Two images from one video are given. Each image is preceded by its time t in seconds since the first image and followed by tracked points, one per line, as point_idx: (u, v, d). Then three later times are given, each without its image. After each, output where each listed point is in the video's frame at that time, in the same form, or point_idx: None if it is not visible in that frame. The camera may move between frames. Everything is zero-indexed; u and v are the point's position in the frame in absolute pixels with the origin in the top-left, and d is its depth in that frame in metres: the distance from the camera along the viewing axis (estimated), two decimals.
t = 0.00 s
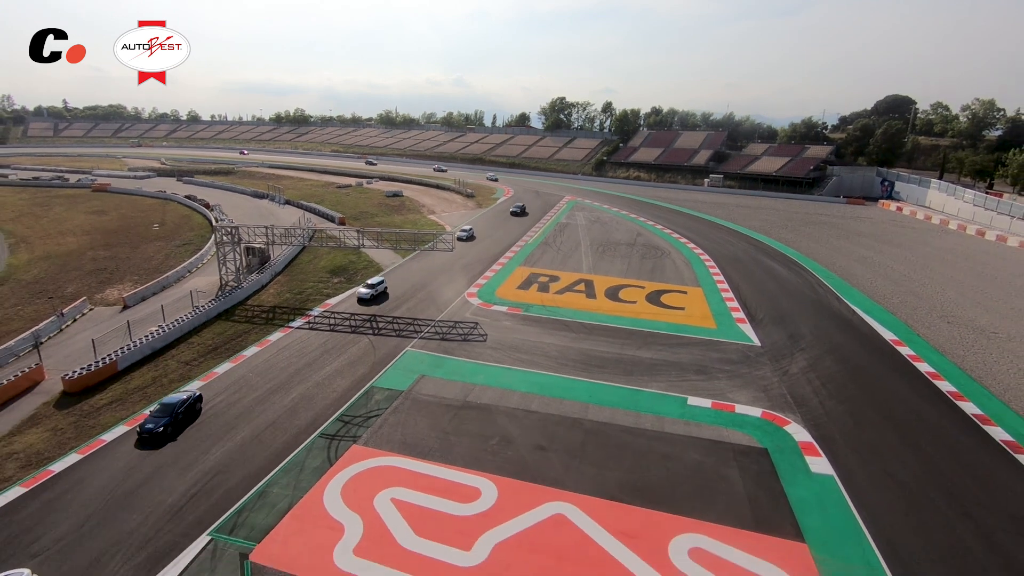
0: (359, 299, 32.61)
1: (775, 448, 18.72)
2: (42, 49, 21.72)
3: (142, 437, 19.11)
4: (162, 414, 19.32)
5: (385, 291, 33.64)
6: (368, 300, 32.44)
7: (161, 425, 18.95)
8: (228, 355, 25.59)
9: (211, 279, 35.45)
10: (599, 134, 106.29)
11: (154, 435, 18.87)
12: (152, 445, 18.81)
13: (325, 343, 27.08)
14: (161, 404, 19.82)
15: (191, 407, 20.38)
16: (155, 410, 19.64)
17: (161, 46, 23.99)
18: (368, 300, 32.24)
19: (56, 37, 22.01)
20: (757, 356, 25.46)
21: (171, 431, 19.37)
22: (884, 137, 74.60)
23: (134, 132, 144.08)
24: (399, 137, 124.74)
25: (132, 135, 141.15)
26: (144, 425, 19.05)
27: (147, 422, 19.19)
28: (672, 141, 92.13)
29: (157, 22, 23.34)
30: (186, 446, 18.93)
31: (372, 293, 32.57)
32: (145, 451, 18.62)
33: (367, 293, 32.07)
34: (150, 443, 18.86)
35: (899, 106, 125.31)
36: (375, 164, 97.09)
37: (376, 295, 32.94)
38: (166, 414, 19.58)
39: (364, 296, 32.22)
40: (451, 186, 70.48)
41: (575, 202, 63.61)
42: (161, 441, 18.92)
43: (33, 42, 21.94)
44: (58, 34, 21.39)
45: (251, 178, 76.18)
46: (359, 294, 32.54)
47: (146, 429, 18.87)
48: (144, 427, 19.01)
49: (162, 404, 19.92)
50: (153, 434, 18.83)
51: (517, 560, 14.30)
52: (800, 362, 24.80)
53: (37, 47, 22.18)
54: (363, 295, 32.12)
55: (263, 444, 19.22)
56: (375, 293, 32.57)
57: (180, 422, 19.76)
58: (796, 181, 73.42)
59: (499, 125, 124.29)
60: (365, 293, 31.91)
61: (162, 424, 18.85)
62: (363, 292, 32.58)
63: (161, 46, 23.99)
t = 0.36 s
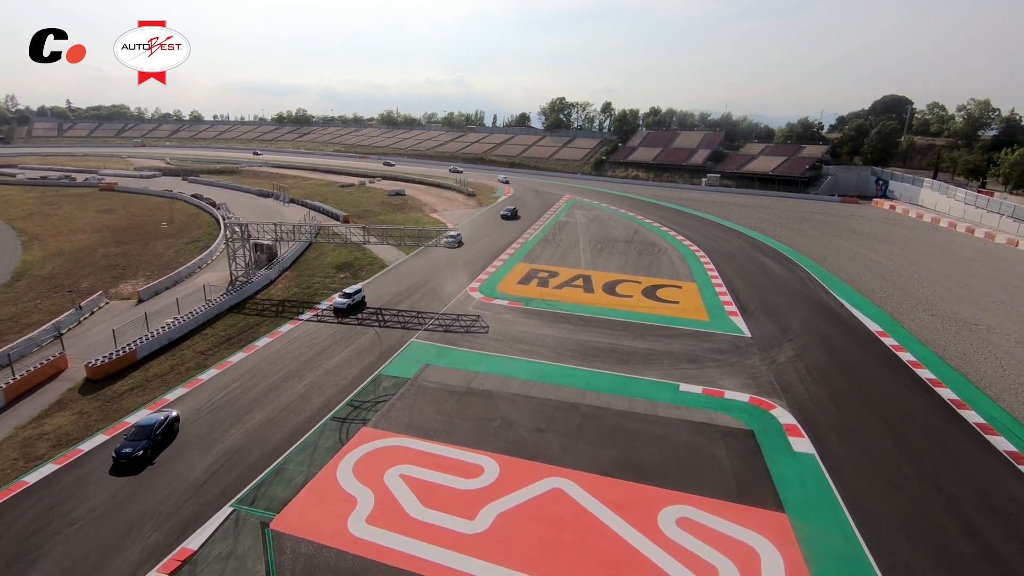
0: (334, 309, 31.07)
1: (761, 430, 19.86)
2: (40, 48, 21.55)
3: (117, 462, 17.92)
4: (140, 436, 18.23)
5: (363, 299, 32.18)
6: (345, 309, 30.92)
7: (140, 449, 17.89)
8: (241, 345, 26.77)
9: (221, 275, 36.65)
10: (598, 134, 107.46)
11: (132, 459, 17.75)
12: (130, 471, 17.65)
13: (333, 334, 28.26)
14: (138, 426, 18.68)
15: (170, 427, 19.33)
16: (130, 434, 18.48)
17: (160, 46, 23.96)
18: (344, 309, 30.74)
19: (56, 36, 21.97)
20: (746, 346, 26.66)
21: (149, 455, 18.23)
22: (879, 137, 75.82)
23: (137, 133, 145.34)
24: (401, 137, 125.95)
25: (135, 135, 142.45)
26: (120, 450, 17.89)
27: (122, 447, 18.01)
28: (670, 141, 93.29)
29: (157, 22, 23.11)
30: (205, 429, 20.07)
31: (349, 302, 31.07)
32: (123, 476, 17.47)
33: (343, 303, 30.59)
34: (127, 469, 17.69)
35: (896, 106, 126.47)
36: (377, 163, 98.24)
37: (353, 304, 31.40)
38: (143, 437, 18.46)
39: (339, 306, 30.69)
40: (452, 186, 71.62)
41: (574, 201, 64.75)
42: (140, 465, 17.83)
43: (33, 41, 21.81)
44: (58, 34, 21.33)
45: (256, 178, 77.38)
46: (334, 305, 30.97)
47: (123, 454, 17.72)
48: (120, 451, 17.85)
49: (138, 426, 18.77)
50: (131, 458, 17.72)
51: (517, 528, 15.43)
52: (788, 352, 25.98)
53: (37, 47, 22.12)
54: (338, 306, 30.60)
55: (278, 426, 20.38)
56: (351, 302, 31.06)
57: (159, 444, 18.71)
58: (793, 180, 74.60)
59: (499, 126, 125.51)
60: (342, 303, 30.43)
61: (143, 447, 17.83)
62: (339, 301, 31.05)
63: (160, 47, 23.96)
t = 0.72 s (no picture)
0: (310, 320, 29.85)
1: (749, 413, 21.00)
2: (41, 47, 22.31)
3: (105, 489, 16.90)
4: (128, 460, 17.25)
5: (340, 310, 31.03)
6: (321, 321, 29.76)
7: (131, 472, 16.96)
8: (253, 337, 27.91)
9: (230, 271, 37.81)
10: (597, 134, 108.56)
11: (123, 485, 16.80)
12: (121, 497, 16.66)
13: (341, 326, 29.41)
14: (122, 450, 17.65)
15: (156, 448, 18.43)
16: (115, 459, 17.43)
17: (160, 46, 24.48)
18: (321, 320, 29.56)
19: (56, 36, 22.64)
20: (737, 336, 27.81)
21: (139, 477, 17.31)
22: (874, 136, 77.02)
23: (141, 133, 146.61)
24: (402, 137, 127.12)
25: (138, 136, 143.68)
26: (107, 476, 16.86)
27: (109, 473, 16.97)
28: (668, 140, 94.44)
29: (157, 23, 23.69)
30: (223, 413, 21.20)
31: (325, 313, 29.91)
32: (114, 502, 16.52)
33: (319, 314, 29.38)
34: (117, 496, 16.69)
35: (892, 106, 127.76)
36: (379, 163, 99.46)
37: (330, 316, 30.27)
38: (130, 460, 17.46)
39: (315, 317, 29.51)
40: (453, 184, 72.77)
41: (574, 199, 65.90)
42: (131, 490, 16.88)
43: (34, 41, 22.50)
44: (58, 34, 22.15)
45: (260, 177, 78.51)
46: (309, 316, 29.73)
47: (112, 480, 16.72)
48: (107, 478, 16.82)
49: (122, 449, 17.75)
50: (122, 484, 16.76)
51: (519, 501, 16.57)
52: (777, 341, 27.16)
53: (38, 47, 22.83)
54: (314, 316, 29.40)
55: (291, 411, 21.51)
56: (328, 313, 29.94)
57: (148, 466, 17.80)
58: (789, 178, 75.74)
59: (499, 125, 126.68)
60: (317, 313, 29.23)
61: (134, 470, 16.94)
62: (314, 312, 29.84)
63: (160, 47, 24.48)
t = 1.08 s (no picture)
0: (285, 333, 28.38)
1: (738, 399, 22.20)
2: (41, 47, 22.27)
3: (107, 515, 15.97)
4: (130, 482, 16.43)
5: (317, 321, 29.64)
6: (298, 334, 28.32)
7: (137, 494, 16.24)
8: (264, 328, 29.09)
9: (240, 267, 39.01)
10: (597, 134, 109.75)
11: (130, 507, 16.05)
12: (129, 520, 15.91)
13: (348, 320, 30.56)
14: (120, 471, 16.73)
15: (154, 467, 17.64)
16: (114, 482, 16.49)
17: (160, 46, 24.61)
18: (298, 333, 28.13)
19: (56, 36, 22.66)
20: (729, 328, 29.00)
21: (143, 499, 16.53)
22: (869, 136, 78.20)
23: (144, 133, 147.84)
24: (403, 137, 128.30)
25: (142, 136, 144.91)
26: (110, 500, 15.99)
27: (110, 497, 16.07)
28: (667, 140, 95.62)
29: (157, 23, 23.68)
30: (239, 399, 22.36)
31: (302, 325, 28.51)
32: (123, 526, 15.77)
33: (296, 327, 27.93)
34: (122, 521, 15.87)
35: (889, 106, 128.94)
36: (381, 162, 100.57)
37: (307, 327, 28.87)
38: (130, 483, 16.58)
39: (292, 330, 28.06)
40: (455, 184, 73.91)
41: (573, 198, 67.02)
42: (138, 512, 16.17)
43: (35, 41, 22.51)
44: (59, 33, 22.09)
45: (264, 177, 79.71)
46: (285, 329, 28.28)
47: (118, 503, 15.91)
48: (111, 502, 15.95)
49: (120, 471, 16.85)
50: (129, 506, 15.99)
51: (520, 477, 17.71)
52: (767, 333, 28.32)
53: (38, 47, 22.74)
54: (290, 330, 27.93)
55: (304, 397, 22.67)
56: (304, 324, 28.50)
57: (149, 486, 17.02)
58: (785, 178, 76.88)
59: (499, 126, 127.88)
60: (294, 326, 27.78)
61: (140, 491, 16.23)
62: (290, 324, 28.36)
63: (160, 47, 24.62)
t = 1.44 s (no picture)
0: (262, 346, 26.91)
1: (727, 385, 23.39)
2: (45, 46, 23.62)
3: (128, 535, 15.24)
4: (150, 499, 15.69)
5: (295, 332, 28.32)
6: (275, 347, 26.87)
7: (159, 511, 15.62)
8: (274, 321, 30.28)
9: (248, 263, 40.22)
10: (597, 134, 110.94)
11: (153, 525, 15.43)
12: (152, 539, 15.30)
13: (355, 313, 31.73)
14: (135, 489, 15.87)
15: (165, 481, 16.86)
16: (130, 501, 15.63)
17: (160, 45, 26.16)
18: (276, 346, 26.71)
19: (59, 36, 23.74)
20: (721, 321, 30.19)
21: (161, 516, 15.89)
22: (864, 136, 79.40)
23: (148, 133, 149.18)
24: (405, 137, 129.50)
25: (146, 135, 146.25)
26: (131, 520, 15.23)
27: (130, 517, 15.29)
28: (665, 140, 96.82)
29: (155, 23, 25.18)
30: (254, 386, 23.53)
31: (279, 338, 27.02)
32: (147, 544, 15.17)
33: (274, 340, 26.52)
34: (145, 540, 15.22)
35: (887, 105, 130.06)
36: (383, 162, 101.73)
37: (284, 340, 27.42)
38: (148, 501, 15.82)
39: (270, 343, 26.62)
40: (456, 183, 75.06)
41: (573, 197, 68.17)
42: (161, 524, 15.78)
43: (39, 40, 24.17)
44: (58, 33, 23.50)
45: (268, 176, 80.95)
46: (261, 343, 26.75)
47: (141, 523, 15.23)
48: (132, 522, 15.20)
49: (133, 488, 15.94)
50: (153, 525, 15.38)
51: (520, 456, 18.89)
52: (758, 326, 29.48)
53: (39, 46, 24.26)
54: (268, 343, 26.47)
55: (315, 384, 23.82)
56: (282, 337, 27.11)
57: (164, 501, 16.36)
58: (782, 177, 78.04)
59: (499, 125, 129.10)
60: (272, 339, 26.39)
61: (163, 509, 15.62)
62: (266, 337, 26.90)
63: (160, 46, 26.17)
